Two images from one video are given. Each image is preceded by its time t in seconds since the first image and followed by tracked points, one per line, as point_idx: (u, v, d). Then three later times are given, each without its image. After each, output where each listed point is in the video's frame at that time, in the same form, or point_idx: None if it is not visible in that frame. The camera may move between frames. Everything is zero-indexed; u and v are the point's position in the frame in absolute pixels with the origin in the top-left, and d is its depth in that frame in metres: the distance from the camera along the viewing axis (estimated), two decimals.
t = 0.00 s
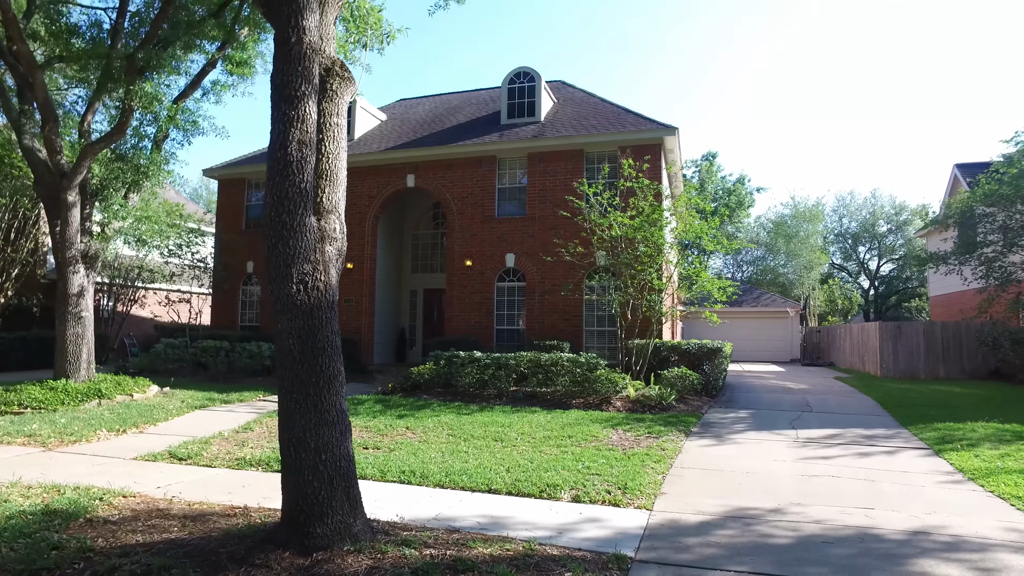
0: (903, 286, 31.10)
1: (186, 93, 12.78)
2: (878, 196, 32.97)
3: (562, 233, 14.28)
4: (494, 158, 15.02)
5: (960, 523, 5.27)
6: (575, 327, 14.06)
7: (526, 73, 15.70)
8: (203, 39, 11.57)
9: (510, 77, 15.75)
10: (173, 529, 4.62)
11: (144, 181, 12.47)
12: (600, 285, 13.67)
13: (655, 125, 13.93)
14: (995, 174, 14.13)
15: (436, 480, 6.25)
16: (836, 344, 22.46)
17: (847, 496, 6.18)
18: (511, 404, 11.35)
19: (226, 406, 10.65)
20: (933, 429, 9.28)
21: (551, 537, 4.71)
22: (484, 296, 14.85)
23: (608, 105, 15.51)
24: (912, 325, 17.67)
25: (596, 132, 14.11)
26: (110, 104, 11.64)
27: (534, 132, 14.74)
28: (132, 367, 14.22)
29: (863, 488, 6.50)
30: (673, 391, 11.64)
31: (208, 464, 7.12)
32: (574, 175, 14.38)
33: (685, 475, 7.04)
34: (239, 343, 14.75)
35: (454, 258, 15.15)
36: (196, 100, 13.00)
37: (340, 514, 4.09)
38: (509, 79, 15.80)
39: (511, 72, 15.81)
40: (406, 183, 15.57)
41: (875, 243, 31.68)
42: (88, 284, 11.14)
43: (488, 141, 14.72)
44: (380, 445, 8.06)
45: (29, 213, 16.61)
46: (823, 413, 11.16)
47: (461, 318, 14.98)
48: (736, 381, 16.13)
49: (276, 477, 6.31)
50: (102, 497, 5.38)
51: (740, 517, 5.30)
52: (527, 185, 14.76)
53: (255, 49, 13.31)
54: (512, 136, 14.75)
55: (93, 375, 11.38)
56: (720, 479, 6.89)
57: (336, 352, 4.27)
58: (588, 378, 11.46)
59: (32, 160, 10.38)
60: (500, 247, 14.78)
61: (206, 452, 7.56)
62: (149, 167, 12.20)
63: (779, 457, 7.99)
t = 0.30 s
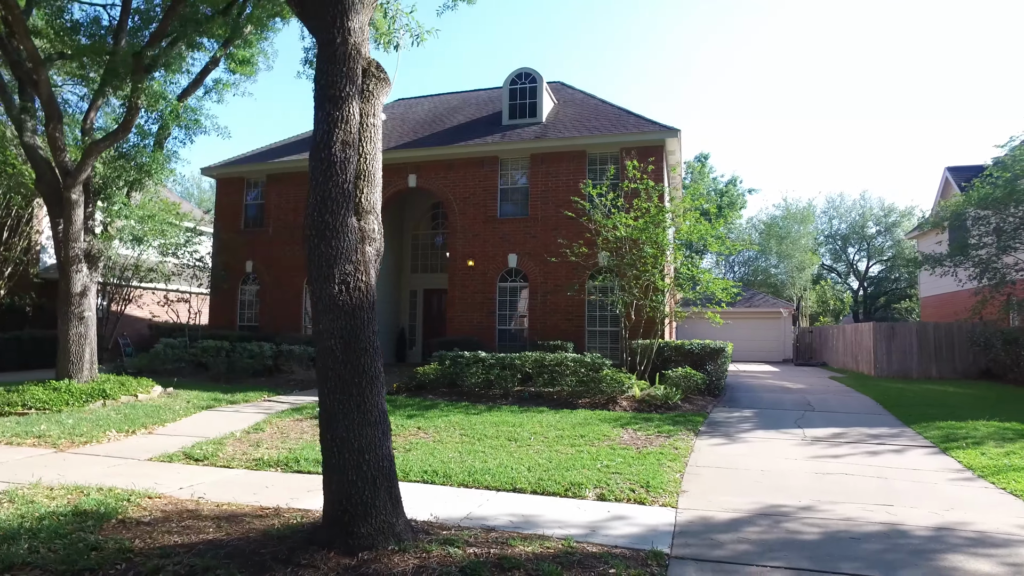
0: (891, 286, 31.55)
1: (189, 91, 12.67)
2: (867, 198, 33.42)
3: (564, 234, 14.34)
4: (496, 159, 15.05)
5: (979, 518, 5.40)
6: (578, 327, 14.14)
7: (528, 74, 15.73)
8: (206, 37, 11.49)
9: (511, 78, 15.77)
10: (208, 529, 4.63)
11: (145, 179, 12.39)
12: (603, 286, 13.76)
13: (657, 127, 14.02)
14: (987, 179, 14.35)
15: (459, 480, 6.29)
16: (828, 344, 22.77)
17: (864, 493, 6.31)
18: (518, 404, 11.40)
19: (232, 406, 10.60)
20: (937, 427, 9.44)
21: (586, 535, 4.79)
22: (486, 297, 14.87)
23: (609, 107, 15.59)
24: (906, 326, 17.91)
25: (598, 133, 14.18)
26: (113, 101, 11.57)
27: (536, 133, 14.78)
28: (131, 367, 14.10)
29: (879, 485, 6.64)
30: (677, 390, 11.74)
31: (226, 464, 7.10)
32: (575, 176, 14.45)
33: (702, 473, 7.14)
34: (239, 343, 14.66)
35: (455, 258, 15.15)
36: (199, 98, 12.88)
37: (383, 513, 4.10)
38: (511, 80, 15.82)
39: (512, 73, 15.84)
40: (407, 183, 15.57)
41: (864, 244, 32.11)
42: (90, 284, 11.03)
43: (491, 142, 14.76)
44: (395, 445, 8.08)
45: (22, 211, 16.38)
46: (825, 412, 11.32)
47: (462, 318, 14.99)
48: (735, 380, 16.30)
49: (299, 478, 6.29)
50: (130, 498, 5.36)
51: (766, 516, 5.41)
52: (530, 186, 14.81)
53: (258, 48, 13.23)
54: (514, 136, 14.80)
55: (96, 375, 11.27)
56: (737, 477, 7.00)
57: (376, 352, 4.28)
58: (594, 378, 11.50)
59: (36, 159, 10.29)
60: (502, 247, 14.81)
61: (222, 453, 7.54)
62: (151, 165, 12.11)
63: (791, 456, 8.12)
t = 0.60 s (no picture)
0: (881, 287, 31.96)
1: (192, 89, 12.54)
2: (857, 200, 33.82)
3: (567, 234, 14.37)
4: (498, 160, 15.08)
5: (996, 516, 5.50)
6: (580, 327, 14.19)
7: (529, 75, 15.74)
8: (209, 34, 11.40)
9: (513, 78, 15.78)
10: (241, 530, 4.62)
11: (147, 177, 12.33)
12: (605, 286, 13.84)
13: (659, 128, 14.10)
14: (982, 182, 14.55)
15: (481, 480, 6.31)
16: (822, 344, 23.04)
17: (880, 492, 6.41)
18: (524, 404, 11.43)
19: (238, 407, 10.54)
20: (941, 427, 9.59)
21: (617, 534, 4.85)
22: (488, 297, 14.89)
23: (610, 108, 15.65)
24: (900, 326, 18.13)
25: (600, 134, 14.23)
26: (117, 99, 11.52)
27: (538, 133, 14.81)
28: (129, 367, 13.97)
29: (892, 484, 6.74)
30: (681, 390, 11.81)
31: (242, 465, 7.06)
32: (577, 177, 14.49)
33: (718, 473, 7.22)
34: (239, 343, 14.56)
35: (457, 259, 15.14)
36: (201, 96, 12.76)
37: (423, 514, 4.12)
38: (512, 80, 15.83)
39: (514, 73, 15.85)
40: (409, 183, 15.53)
41: (853, 244, 32.51)
42: (92, 283, 10.90)
43: (493, 142, 14.79)
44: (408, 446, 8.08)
45: (15, 209, 16.17)
46: (828, 412, 11.45)
47: (465, 318, 14.99)
48: (734, 380, 16.45)
49: (319, 479, 6.27)
50: (155, 501, 5.33)
51: (789, 515, 5.48)
52: (532, 187, 14.84)
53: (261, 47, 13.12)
54: (517, 137, 14.83)
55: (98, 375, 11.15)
56: (753, 476, 7.09)
57: (415, 353, 4.29)
58: (599, 378, 11.54)
59: (40, 157, 10.21)
60: (505, 247, 14.83)
61: (236, 454, 7.51)
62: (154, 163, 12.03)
63: (801, 455, 8.22)
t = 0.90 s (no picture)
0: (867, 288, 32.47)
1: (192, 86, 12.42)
2: (844, 202, 34.33)
3: (567, 235, 14.45)
4: (498, 160, 15.11)
5: (1009, 511, 5.61)
6: (580, 327, 14.27)
7: (529, 75, 15.78)
8: (211, 30, 11.30)
9: (512, 78, 15.81)
10: (273, 530, 4.61)
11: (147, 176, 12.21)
12: (606, 287, 13.94)
13: (658, 130, 14.21)
14: (973, 185, 14.82)
15: (501, 478, 6.35)
16: (811, 344, 23.42)
17: (891, 489, 6.52)
18: (528, 404, 11.48)
19: (242, 406, 10.47)
20: (940, 425, 9.78)
21: (646, 531, 4.93)
22: (488, 296, 14.91)
23: (609, 109, 15.73)
24: (890, 326, 18.39)
25: (601, 135, 14.32)
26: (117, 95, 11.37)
27: (538, 134, 14.86)
28: (124, 366, 13.80)
29: (902, 481, 6.87)
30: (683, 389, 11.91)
31: (257, 465, 7.02)
32: (577, 178, 14.58)
33: (730, 470, 7.33)
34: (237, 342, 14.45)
35: (457, 258, 15.14)
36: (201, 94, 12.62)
37: (463, 512, 4.16)
38: (512, 81, 15.87)
39: (513, 74, 15.88)
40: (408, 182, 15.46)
41: (840, 245, 33.01)
42: (92, 282, 10.78)
43: (493, 142, 14.82)
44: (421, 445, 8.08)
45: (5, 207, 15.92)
46: (827, 411, 11.64)
47: (465, 319, 14.99)
48: (730, 380, 16.63)
49: (340, 479, 6.25)
50: (179, 501, 5.29)
51: (808, 511, 5.57)
52: (532, 187, 14.89)
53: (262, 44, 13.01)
54: (516, 137, 14.86)
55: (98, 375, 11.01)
56: (765, 474, 7.21)
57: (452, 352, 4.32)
58: (601, 378, 11.61)
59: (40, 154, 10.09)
60: (505, 248, 14.86)
61: (249, 455, 7.46)
62: (154, 162, 11.92)
63: (809, 454, 8.35)
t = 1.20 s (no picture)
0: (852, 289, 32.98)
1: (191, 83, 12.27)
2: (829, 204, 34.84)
3: (567, 236, 14.50)
4: (498, 160, 15.12)
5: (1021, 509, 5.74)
6: (580, 327, 14.33)
7: (528, 76, 15.80)
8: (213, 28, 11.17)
9: (511, 79, 15.82)
10: (306, 533, 4.59)
11: (146, 175, 12.06)
12: (606, 288, 14.00)
13: (657, 132, 14.30)
14: (963, 188, 15.09)
15: (520, 479, 6.37)
16: (800, 344, 23.76)
17: (903, 487, 6.64)
18: (531, 404, 11.50)
19: (245, 408, 10.38)
20: (939, 425, 9.98)
21: (675, 530, 5.00)
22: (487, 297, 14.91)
23: (607, 110, 15.78)
24: (881, 327, 18.68)
25: (601, 137, 14.39)
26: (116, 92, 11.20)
27: (538, 135, 14.89)
28: (119, 366, 13.61)
29: (911, 479, 7.00)
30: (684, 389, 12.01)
31: (273, 467, 6.98)
32: (577, 179, 14.64)
33: (742, 469, 7.42)
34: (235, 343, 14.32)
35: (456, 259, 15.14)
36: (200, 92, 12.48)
37: (502, 513, 4.18)
38: (511, 82, 15.88)
39: (512, 75, 15.89)
40: (407, 182, 15.40)
41: (826, 247, 33.51)
42: (91, 281, 10.63)
43: (493, 143, 14.81)
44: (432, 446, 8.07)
45: None
46: (825, 411, 11.81)
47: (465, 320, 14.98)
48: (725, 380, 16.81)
49: (360, 481, 6.23)
50: (203, 504, 5.24)
51: (828, 509, 5.66)
52: (532, 188, 14.91)
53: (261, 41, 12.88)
54: (516, 138, 14.88)
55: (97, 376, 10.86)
56: (777, 473, 7.30)
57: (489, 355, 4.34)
58: (604, 378, 11.69)
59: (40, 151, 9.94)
60: (504, 248, 14.88)
61: (262, 456, 7.40)
62: (153, 161, 11.77)
63: (815, 454, 8.47)
